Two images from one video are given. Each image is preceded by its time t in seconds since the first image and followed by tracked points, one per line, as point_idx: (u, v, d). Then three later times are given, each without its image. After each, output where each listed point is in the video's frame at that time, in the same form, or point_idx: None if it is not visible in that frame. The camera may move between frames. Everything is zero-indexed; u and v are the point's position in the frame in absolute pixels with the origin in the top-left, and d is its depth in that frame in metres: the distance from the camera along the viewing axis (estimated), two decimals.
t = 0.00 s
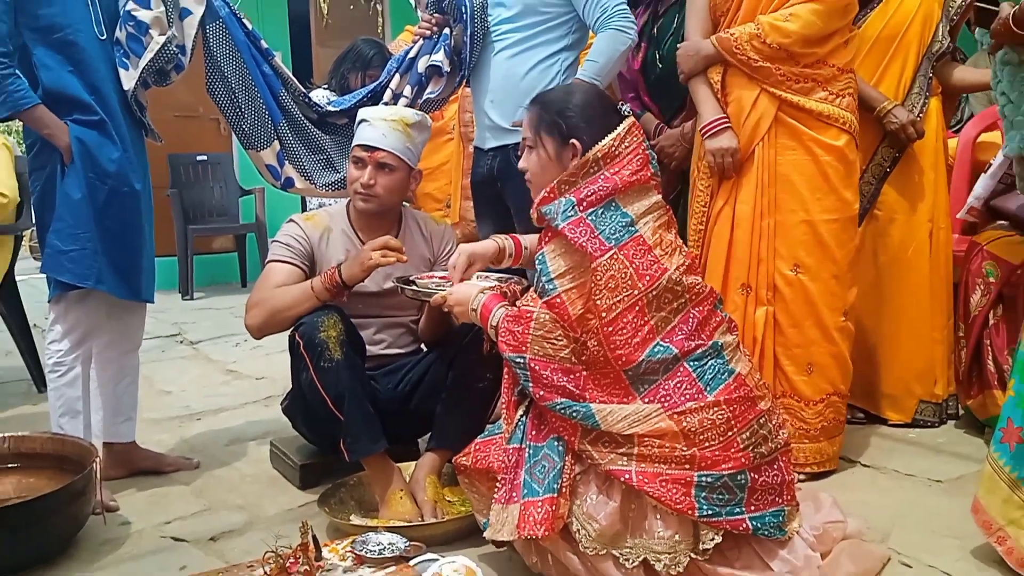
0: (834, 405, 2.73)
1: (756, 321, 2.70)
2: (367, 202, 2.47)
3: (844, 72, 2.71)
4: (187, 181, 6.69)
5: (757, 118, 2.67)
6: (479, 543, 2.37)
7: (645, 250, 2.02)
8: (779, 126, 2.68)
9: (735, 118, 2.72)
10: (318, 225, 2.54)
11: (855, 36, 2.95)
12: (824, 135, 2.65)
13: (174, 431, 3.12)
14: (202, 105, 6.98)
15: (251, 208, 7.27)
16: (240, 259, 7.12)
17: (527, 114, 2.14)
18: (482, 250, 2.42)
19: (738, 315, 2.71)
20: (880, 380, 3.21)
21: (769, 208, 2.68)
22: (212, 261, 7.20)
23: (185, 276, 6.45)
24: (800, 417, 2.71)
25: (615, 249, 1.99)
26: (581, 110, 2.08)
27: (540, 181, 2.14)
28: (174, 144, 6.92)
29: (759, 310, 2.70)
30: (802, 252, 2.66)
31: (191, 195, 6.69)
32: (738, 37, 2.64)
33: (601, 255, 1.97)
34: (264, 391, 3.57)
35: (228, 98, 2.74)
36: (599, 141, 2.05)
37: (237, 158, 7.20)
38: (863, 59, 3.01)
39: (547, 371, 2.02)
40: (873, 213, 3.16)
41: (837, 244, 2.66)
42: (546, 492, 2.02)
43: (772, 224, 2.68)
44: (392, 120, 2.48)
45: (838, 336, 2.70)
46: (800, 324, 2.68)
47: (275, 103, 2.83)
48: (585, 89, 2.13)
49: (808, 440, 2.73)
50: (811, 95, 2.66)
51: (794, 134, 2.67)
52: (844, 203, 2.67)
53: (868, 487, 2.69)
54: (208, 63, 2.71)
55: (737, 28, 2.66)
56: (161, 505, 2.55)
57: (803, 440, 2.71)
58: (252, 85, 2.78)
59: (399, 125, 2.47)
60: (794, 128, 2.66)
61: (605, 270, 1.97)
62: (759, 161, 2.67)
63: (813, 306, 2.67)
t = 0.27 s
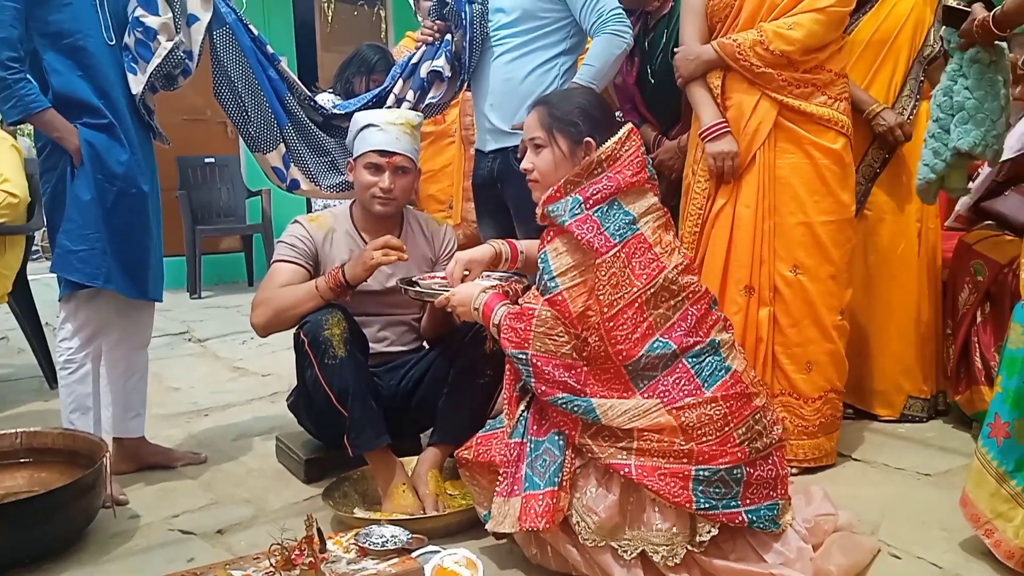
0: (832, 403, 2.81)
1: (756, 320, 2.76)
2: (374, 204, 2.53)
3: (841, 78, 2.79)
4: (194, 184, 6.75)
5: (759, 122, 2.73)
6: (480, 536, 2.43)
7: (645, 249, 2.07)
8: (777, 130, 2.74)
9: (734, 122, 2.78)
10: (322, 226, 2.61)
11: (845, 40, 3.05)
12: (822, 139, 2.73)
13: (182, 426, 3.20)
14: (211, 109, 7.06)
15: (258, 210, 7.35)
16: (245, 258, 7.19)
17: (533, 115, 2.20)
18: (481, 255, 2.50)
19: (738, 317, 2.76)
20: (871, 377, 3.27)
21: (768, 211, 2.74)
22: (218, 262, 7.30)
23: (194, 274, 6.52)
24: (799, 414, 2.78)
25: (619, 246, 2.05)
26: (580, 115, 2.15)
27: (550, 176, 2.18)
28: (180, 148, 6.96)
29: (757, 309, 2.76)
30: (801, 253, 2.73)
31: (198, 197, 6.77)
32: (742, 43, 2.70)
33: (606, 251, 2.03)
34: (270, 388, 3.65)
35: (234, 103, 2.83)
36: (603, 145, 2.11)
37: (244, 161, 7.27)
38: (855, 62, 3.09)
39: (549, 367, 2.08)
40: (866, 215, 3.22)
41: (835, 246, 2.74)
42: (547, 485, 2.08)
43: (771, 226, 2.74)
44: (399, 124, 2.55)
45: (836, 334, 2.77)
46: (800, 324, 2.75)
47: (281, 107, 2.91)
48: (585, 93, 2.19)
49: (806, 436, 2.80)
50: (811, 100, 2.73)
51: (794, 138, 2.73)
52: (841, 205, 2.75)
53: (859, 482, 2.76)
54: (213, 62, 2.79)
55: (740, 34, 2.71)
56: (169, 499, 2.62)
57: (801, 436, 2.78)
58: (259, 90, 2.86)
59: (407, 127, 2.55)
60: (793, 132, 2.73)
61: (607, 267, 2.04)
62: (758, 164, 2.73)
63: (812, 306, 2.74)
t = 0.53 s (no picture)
0: (821, 398, 2.88)
1: (747, 318, 2.84)
2: (381, 206, 2.61)
3: (831, 82, 2.85)
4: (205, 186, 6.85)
5: (751, 123, 2.80)
6: (482, 527, 2.51)
7: (643, 250, 2.15)
8: (768, 133, 2.82)
9: (727, 125, 2.85)
10: (328, 228, 2.69)
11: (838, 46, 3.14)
12: (812, 141, 2.80)
13: (194, 421, 3.29)
14: (221, 114, 7.15)
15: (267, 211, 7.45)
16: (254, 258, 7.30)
17: (534, 119, 2.27)
18: (485, 252, 2.58)
19: (729, 313, 2.85)
20: (861, 374, 3.35)
21: (760, 212, 2.81)
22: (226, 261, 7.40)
23: (204, 276, 6.67)
24: (789, 408, 2.86)
25: (617, 247, 2.13)
26: (579, 119, 2.21)
27: (551, 177, 2.26)
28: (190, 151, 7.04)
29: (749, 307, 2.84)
30: (791, 253, 2.81)
31: (208, 199, 6.87)
32: (733, 48, 2.78)
33: (605, 251, 2.11)
34: (279, 384, 3.74)
35: (245, 107, 2.93)
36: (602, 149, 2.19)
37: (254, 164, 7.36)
38: (846, 67, 3.19)
39: (549, 363, 2.15)
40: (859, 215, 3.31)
41: (824, 246, 2.81)
42: (546, 479, 2.16)
43: (762, 226, 2.81)
44: (411, 130, 2.63)
45: (825, 331, 2.85)
46: (790, 321, 2.82)
47: (289, 112, 3.01)
48: (585, 97, 2.26)
49: (797, 430, 2.87)
50: (801, 103, 2.81)
51: (784, 141, 2.80)
52: (830, 206, 2.83)
53: (851, 476, 2.83)
54: (225, 74, 2.89)
55: (731, 40, 2.79)
56: (181, 492, 2.71)
57: (792, 430, 2.86)
58: (268, 95, 2.96)
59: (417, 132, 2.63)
60: (782, 135, 2.80)
61: (607, 267, 2.11)
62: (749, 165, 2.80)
63: (802, 304, 2.82)
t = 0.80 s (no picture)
0: (814, 395, 2.91)
1: (741, 316, 2.86)
2: (383, 207, 2.63)
3: (825, 83, 2.87)
4: (209, 187, 6.89)
5: (745, 123, 2.82)
6: (483, 525, 2.54)
7: (643, 250, 2.17)
8: (761, 134, 2.83)
9: (722, 126, 2.88)
10: (332, 227, 2.71)
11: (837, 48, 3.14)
12: (804, 142, 2.82)
13: (198, 419, 3.32)
14: (224, 114, 7.18)
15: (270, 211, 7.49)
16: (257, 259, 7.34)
17: (534, 121, 2.29)
18: (488, 254, 2.60)
19: (725, 311, 2.87)
20: (858, 372, 3.37)
21: (755, 212, 2.83)
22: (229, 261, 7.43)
23: (207, 276, 6.71)
24: (782, 406, 2.88)
25: (618, 247, 2.14)
26: (578, 121, 2.23)
27: (549, 177, 2.28)
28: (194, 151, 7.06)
29: (744, 306, 2.87)
30: (785, 252, 2.83)
31: (212, 199, 6.90)
32: (724, 50, 2.80)
33: (605, 251, 2.13)
34: (283, 383, 3.77)
35: (246, 107, 2.95)
36: (601, 149, 2.21)
37: (257, 164, 7.38)
38: (846, 69, 3.19)
39: (549, 362, 2.17)
40: (854, 216, 3.32)
41: (818, 245, 2.83)
42: (547, 476, 2.18)
43: (756, 226, 2.83)
44: (417, 135, 2.66)
45: (818, 330, 2.87)
46: (783, 320, 2.85)
47: (293, 113, 3.03)
48: (584, 100, 2.28)
49: (790, 427, 2.90)
50: (794, 105, 2.82)
51: (776, 143, 2.82)
52: (823, 206, 2.84)
53: (849, 474, 2.86)
54: (230, 75, 2.93)
55: (723, 42, 2.82)
56: (185, 490, 2.73)
57: (786, 428, 2.88)
58: (270, 96, 2.99)
59: (423, 137, 2.67)
60: (773, 135, 2.82)
61: (607, 267, 2.13)
62: (742, 166, 2.83)
63: (795, 303, 2.84)
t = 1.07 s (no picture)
0: (815, 394, 2.90)
1: (741, 316, 2.86)
2: (381, 207, 2.63)
3: (823, 82, 2.86)
4: (207, 184, 6.88)
5: (742, 124, 2.82)
6: (482, 524, 2.54)
7: (641, 249, 2.16)
8: (759, 134, 2.83)
9: (720, 127, 2.88)
10: (331, 226, 2.71)
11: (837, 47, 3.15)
12: (803, 142, 2.81)
13: (196, 418, 3.32)
14: (223, 113, 7.17)
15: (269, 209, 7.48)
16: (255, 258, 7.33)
17: (529, 122, 2.29)
18: (487, 251, 2.60)
19: (725, 311, 2.87)
20: (859, 371, 3.37)
21: (753, 211, 2.83)
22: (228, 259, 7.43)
23: (206, 274, 6.71)
24: (783, 404, 2.88)
25: (616, 245, 2.14)
26: (574, 120, 2.23)
27: (547, 177, 2.27)
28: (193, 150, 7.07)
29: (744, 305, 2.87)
30: (784, 252, 2.83)
31: (211, 198, 6.90)
32: (720, 52, 2.81)
33: (604, 250, 2.13)
34: (281, 381, 3.76)
35: (245, 105, 2.95)
36: (597, 147, 2.20)
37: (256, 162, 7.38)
38: (847, 69, 3.20)
39: (548, 361, 2.15)
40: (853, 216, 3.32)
41: (817, 245, 2.83)
42: (546, 475, 2.17)
43: (755, 225, 2.83)
44: (418, 135, 2.66)
45: (818, 330, 2.86)
46: (782, 319, 2.85)
47: (292, 112, 3.03)
48: (579, 99, 2.28)
49: (791, 426, 2.90)
50: (790, 104, 2.82)
51: (774, 143, 2.82)
52: (822, 206, 2.84)
53: (848, 474, 2.86)
54: (226, 72, 2.92)
55: (719, 44, 2.82)
56: (184, 489, 2.73)
57: (787, 426, 2.88)
58: (269, 95, 2.98)
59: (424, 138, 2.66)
60: (772, 135, 2.82)
61: (606, 266, 2.13)
62: (740, 166, 2.83)
63: (794, 303, 2.83)
